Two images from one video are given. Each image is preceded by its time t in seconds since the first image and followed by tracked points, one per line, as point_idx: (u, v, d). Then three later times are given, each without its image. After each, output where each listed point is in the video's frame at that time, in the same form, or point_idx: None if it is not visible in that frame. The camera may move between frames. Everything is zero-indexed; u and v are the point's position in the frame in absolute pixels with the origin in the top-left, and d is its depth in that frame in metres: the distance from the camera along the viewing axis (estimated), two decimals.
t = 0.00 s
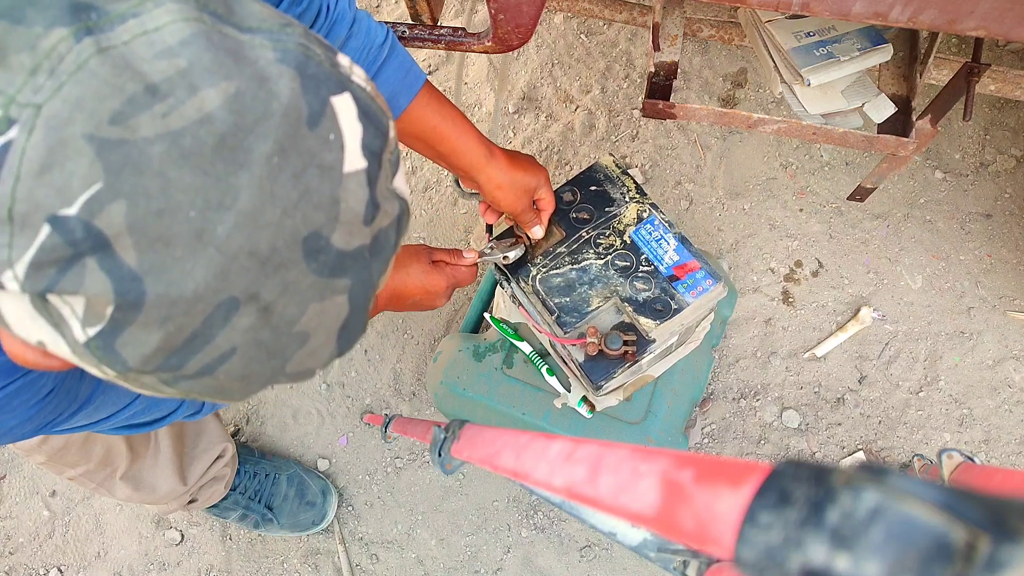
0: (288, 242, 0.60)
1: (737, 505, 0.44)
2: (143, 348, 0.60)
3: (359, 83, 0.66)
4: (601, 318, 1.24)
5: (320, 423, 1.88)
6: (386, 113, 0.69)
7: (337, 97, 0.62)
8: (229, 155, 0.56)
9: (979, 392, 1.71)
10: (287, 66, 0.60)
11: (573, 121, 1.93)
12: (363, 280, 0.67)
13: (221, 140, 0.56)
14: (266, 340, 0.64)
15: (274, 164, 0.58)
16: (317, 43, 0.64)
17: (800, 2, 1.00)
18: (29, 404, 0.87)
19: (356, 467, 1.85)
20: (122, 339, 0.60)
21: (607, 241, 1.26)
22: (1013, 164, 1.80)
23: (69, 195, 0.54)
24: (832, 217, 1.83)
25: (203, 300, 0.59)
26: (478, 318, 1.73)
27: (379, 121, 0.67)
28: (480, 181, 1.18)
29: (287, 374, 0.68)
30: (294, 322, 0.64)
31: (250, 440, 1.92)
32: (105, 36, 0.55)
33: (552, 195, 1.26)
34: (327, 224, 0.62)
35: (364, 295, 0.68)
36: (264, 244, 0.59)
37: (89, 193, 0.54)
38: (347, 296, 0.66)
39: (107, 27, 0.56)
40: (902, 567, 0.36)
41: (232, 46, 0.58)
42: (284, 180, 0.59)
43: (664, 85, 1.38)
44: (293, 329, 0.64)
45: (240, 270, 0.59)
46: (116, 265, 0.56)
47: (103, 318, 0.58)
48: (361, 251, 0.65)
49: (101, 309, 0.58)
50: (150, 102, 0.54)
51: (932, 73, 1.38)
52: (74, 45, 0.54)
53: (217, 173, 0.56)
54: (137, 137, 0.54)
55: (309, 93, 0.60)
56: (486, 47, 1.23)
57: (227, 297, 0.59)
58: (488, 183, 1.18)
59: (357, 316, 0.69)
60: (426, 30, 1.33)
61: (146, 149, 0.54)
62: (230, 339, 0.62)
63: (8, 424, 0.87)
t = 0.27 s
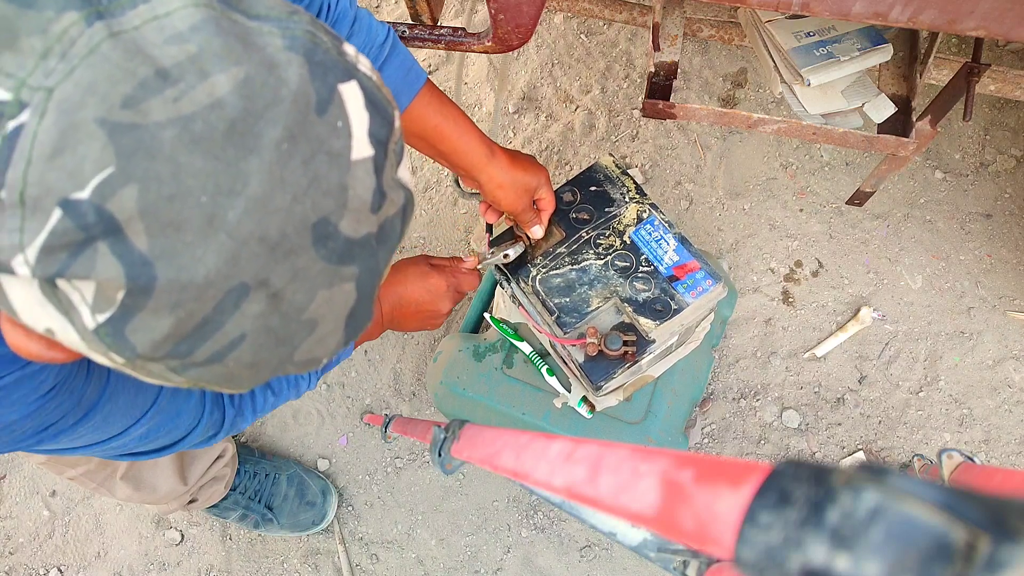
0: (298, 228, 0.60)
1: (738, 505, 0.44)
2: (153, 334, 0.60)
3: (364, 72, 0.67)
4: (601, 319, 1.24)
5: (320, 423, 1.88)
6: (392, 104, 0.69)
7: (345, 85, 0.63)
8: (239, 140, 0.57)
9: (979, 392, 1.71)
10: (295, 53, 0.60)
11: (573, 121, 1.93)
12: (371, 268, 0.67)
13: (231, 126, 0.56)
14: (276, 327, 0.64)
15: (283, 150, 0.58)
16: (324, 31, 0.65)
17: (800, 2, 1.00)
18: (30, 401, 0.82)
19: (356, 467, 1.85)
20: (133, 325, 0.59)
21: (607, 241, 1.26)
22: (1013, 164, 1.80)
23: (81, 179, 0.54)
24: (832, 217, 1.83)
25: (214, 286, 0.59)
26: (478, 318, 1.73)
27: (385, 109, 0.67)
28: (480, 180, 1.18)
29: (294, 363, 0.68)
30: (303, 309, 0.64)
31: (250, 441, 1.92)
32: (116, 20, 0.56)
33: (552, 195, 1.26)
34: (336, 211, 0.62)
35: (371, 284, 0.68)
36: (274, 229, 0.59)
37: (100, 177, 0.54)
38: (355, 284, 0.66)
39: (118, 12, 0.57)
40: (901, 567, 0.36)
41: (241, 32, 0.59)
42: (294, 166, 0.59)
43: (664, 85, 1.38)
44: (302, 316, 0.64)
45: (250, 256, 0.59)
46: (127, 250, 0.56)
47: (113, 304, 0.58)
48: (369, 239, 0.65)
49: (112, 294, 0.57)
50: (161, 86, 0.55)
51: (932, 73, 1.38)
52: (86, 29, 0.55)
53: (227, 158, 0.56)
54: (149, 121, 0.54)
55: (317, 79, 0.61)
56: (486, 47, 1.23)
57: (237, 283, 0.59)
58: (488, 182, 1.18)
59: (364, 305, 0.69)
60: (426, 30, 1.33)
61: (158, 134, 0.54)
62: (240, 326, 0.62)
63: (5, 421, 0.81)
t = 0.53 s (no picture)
0: (299, 234, 0.60)
1: (738, 505, 0.44)
2: (155, 341, 0.60)
3: (365, 76, 0.67)
4: (601, 318, 1.24)
5: (320, 423, 1.88)
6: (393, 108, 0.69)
7: (345, 89, 0.63)
8: (240, 146, 0.57)
9: (979, 392, 1.71)
10: (296, 57, 0.60)
11: (573, 121, 1.93)
12: (372, 274, 0.67)
13: (232, 131, 0.56)
14: (277, 334, 0.63)
15: (284, 155, 0.58)
16: (324, 35, 0.65)
17: (800, 2, 1.00)
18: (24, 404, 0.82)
19: (356, 467, 1.85)
20: (135, 333, 0.59)
21: (608, 241, 1.26)
22: (1013, 164, 1.80)
23: (81, 186, 0.54)
24: (832, 217, 1.83)
25: (215, 292, 0.59)
26: (478, 318, 1.73)
27: (386, 113, 0.67)
28: (479, 179, 1.18)
29: (298, 371, 0.68)
30: (304, 314, 0.64)
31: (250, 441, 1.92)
32: (116, 26, 0.56)
33: (552, 195, 1.26)
34: (336, 216, 0.62)
35: (373, 289, 0.68)
36: (276, 235, 0.59)
37: (100, 184, 0.54)
38: (357, 289, 0.66)
39: (117, 18, 0.57)
40: (902, 567, 0.36)
41: (241, 38, 0.59)
42: (295, 170, 0.59)
43: (664, 85, 1.39)
44: (304, 322, 0.64)
45: (251, 262, 0.59)
46: (128, 256, 0.56)
47: (114, 311, 0.58)
48: (371, 244, 0.65)
49: (113, 301, 0.57)
50: (161, 92, 0.55)
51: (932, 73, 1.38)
52: (86, 35, 0.55)
53: (228, 163, 0.56)
54: (149, 127, 0.54)
55: (317, 84, 0.61)
56: (486, 47, 1.23)
57: (238, 289, 0.59)
58: (488, 182, 1.18)
59: (366, 311, 0.69)
60: (426, 30, 1.33)
61: (158, 140, 0.54)
62: (241, 331, 0.62)
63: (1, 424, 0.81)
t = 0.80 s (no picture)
0: (303, 271, 0.60)
1: (737, 505, 0.44)
2: (161, 374, 0.60)
3: (369, 112, 0.66)
4: (601, 318, 1.24)
5: (320, 423, 1.88)
6: (395, 139, 0.68)
7: (348, 128, 0.62)
8: (246, 191, 0.56)
9: (979, 392, 1.71)
10: (301, 99, 0.58)
11: (573, 121, 1.93)
12: (371, 302, 0.67)
13: (239, 177, 0.55)
14: (280, 363, 0.63)
15: (288, 199, 0.57)
16: (329, 74, 0.63)
17: (800, 2, 1.00)
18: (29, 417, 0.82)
19: (356, 467, 1.86)
20: (143, 366, 0.60)
21: (607, 241, 1.26)
22: (1013, 164, 1.80)
23: (92, 231, 0.53)
24: (832, 217, 1.83)
25: (220, 329, 0.59)
26: (478, 318, 1.73)
27: (388, 148, 0.66)
28: (479, 179, 1.18)
29: (297, 394, 0.68)
30: (306, 345, 0.64)
31: (250, 441, 1.92)
32: (127, 75, 0.54)
33: (552, 195, 1.26)
34: (339, 253, 0.61)
35: (372, 316, 0.68)
36: (279, 273, 0.58)
37: (111, 231, 0.53)
38: (357, 318, 0.67)
39: (129, 66, 0.54)
40: (902, 567, 0.36)
41: (249, 83, 0.56)
42: (299, 213, 0.58)
43: (664, 85, 1.39)
44: (306, 352, 0.64)
45: (255, 300, 0.58)
46: (137, 298, 0.56)
47: (123, 346, 0.58)
48: (371, 275, 0.65)
49: (122, 338, 0.58)
50: (171, 140, 0.53)
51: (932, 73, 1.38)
52: (98, 86, 0.53)
53: (234, 210, 0.55)
54: (158, 174, 0.53)
55: (322, 126, 0.59)
56: (486, 47, 1.23)
57: (241, 325, 0.59)
58: (487, 181, 1.17)
59: (364, 336, 0.69)
60: (426, 30, 1.33)
61: (168, 187, 0.53)
62: (245, 363, 0.62)
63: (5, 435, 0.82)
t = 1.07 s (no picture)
0: (311, 274, 0.59)
1: (737, 505, 0.44)
2: (170, 377, 0.60)
3: (377, 113, 0.65)
4: (601, 318, 1.24)
5: (320, 423, 1.89)
6: (403, 141, 0.68)
7: (357, 130, 0.61)
8: (255, 194, 0.55)
9: (980, 392, 1.71)
10: (310, 101, 0.58)
11: (573, 121, 1.93)
12: (379, 305, 0.67)
13: (248, 179, 0.55)
14: (287, 366, 0.63)
15: (297, 201, 0.57)
16: (337, 75, 0.63)
17: (800, 2, 1.00)
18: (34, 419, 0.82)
19: (356, 467, 1.85)
20: (151, 368, 0.59)
21: (607, 241, 1.26)
22: (1013, 164, 1.80)
23: (101, 234, 0.53)
24: (832, 217, 1.83)
25: (228, 331, 0.58)
26: (478, 318, 1.73)
27: (396, 150, 0.66)
28: (479, 179, 1.18)
29: (304, 397, 0.68)
30: (314, 348, 0.63)
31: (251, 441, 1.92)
32: (136, 77, 0.54)
33: (552, 195, 1.26)
34: (347, 255, 0.61)
35: (380, 319, 0.68)
36: (288, 276, 0.58)
37: (120, 233, 0.53)
38: (365, 321, 0.66)
39: (138, 68, 0.55)
40: (902, 567, 0.36)
41: (257, 84, 0.56)
42: (308, 216, 0.58)
43: (664, 85, 1.39)
44: (314, 355, 0.64)
45: (264, 302, 0.58)
46: (145, 300, 0.56)
47: (131, 349, 0.58)
48: (379, 278, 0.65)
49: (130, 341, 0.58)
50: (179, 142, 0.53)
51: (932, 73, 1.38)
52: (107, 87, 0.53)
53: (243, 212, 0.55)
54: (167, 176, 0.53)
55: (331, 127, 0.59)
56: (486, 47, 1.24)
57: (250, 327, 0.59)
58: (487, 181, 1.18)
59: (372, 339, 0.69)
60: (426, 30, 1.33)
61: (177, 190, 0.53)
62: (253, 366, 0.61)
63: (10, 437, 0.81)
